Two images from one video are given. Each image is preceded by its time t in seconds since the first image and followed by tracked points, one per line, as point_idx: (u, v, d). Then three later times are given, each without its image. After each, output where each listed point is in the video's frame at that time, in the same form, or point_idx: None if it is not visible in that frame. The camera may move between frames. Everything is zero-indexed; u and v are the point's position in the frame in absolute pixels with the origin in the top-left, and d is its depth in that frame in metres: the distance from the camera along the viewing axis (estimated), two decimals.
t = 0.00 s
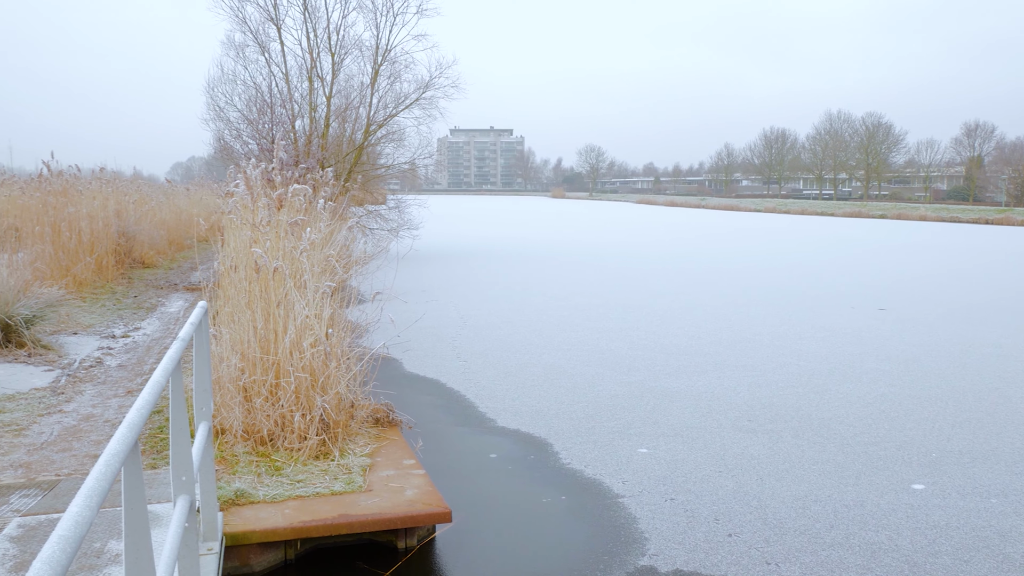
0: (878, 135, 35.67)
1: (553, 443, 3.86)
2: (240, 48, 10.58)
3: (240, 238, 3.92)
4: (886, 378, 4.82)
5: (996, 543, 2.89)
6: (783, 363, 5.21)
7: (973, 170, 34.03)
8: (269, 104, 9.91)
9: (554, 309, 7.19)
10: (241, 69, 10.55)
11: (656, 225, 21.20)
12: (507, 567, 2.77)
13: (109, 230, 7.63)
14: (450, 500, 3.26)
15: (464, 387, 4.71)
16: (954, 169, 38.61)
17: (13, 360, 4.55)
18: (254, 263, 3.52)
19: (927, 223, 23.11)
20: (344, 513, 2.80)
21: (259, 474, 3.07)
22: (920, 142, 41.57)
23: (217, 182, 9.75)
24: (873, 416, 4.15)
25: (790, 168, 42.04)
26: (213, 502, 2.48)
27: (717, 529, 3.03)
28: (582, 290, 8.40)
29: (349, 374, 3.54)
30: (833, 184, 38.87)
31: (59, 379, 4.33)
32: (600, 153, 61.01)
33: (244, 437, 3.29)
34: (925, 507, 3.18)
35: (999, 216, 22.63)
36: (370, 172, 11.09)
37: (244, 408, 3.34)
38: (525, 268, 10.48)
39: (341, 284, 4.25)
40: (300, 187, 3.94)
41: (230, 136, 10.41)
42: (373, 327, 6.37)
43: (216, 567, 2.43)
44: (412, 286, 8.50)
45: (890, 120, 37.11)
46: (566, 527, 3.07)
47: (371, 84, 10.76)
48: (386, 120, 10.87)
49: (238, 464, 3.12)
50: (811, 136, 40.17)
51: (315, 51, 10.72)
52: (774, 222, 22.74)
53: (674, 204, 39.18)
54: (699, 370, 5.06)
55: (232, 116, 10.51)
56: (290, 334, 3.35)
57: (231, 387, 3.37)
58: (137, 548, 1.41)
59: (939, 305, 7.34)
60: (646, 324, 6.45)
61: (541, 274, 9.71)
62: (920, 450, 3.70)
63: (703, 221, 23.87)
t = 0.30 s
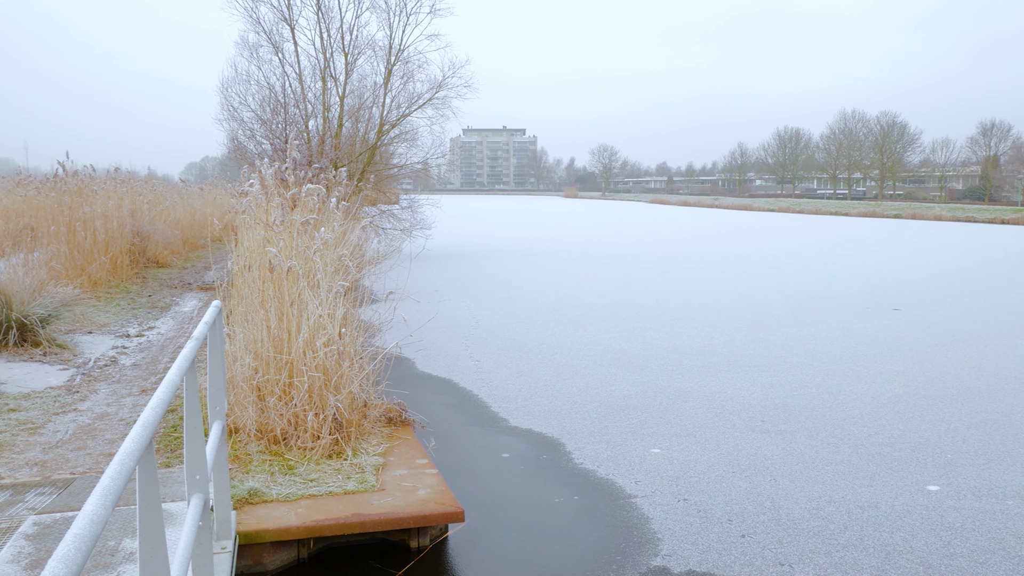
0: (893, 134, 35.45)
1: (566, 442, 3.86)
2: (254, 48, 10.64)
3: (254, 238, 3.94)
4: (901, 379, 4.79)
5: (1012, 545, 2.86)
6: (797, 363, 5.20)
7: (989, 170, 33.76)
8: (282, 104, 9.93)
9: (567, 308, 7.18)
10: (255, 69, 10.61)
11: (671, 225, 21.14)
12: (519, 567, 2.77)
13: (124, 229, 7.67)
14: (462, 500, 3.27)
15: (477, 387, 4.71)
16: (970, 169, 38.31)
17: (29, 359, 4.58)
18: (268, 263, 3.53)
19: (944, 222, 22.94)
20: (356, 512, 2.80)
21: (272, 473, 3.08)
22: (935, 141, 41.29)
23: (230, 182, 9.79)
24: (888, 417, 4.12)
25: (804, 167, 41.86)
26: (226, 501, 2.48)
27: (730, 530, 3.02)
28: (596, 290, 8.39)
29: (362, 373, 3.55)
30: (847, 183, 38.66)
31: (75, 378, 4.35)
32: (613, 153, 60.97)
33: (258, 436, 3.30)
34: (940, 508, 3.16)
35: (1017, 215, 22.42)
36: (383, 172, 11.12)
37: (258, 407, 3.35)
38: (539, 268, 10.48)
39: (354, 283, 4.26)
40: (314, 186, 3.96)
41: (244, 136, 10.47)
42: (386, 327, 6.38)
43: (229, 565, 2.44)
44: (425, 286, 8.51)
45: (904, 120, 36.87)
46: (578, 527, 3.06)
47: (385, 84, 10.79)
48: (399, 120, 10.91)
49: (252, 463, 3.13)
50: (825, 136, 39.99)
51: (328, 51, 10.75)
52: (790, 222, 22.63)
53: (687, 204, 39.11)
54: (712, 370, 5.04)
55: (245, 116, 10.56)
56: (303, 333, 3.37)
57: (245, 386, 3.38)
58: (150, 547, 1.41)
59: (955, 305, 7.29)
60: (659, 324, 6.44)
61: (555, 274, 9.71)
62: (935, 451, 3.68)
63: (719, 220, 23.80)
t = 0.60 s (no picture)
0: (907, 132, 35.21)
1: (578, 441, 3.86)
2: (267, 47, 10.68)
3: (267, 237, 3.95)
4: (915, 378, 4.76)
5: None
6: (810, 362, 5.17)
7: (1005, 167, 33.49)
8: (295, 103, 9.97)
9: (580, 307, 7.17)
10: (268, 68, 10.65)
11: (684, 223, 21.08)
12: (531, 566, 2.77)
13: (138, 228, 7.71)
14: (474, 498, 3.27)
15: (489, 385, 4.72)
16: (984, 167, 38.00)
17: (44, 357, 4.61)
18: (281, 261, 3.55)
19: (960, 220, 22.75)
20: (369, 510, 2.81)
21: (285, 470, 3.09)
22: (950, 139, 40.98)
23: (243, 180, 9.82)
24: (902, 416, 4.10)
25: (817, 165, 41.65)
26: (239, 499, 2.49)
27: (743, 530, 3.01)
28: (608, 288, 8.38)
29: (375, 371, 3.56)
30: (860, 182, 38.43)
31: (89, 375, 4.38)
32: (625, 151, 60.86)
33: (271, 433, 3.32)
34: (955, 508, 3.14)
35: None
36: (395, 171, 11.14)
37: (271, 405, 3.36)
38: (552, 266, 10.48)
39: (366, 282, 4.27)
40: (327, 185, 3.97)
41: (257, 135, 10.51)
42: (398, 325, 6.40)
43: (243, 563, 2.45)
44: (438, 284, 8.52)
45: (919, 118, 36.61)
46: (590, 526, 3.06)
47: (397, 83, 10.80)
48: (411, 118, 10.92)
49: (265, 461, 3.14)
50: (838, 134, 39.77)
51: (341, 50, 10.77)
52: (805, 220, 22.49)
53: (699, 202, 39.00)
54: (725, 369, 5.03)
55: (258, 114, 10.61)
56: (316, 331, 3.38)
57: (258, 384, 3.39)
58: (163, 547, 1.40)
59: (971, 304, 7.24)
60: (671, 323, 6.43)
61: (567, 272, 9.70)
62: (950, 451, 3.66)
63: (733, 218, 23.70)
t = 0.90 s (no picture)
0: (923, 131, 34.95)
1: (591, 441, 3.85)
2: (281, 48, 10.72)
3: (282, 236, 3.97)
4: (931, 379, 4.72)
5: None
6: (825, 362, 5.15)
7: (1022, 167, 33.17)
8: (309, 103, 10.00)
9: (593, 307, 7.16)
10: (282, 68, 10.69)
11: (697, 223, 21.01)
12: (544, 566, 2.77)
13: (152, 228, 7.74)
14: (487, 498, 3.27)
15: (502, 385, 4.71)
16: (1001, 166, 37.66)
17: (60, 356, 4.65)
18: (295, 261, 3.56)
19: (978, 220, 22.54)
20: (382, 510, 2.81)
21: (298, 469, 3.10)
22: (966, 139, 40.65)
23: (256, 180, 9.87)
24: (918, 418, 4.07)
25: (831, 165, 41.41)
26: (253, 498, 2.49)
27: (757, 531, 3.00)
28: (622, 288, 8.36)
29: (388, 370, 3.57)
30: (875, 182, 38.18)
31: (104, 374, 4.41)
32: (637, 151, 60.73)
33: (284, 433, 3.33)
34: (971, 510, 3.11)
35: None
36: (409, 171, 11.16)
37: (284, 404, 3.38)
38: (565, 266, 10.47)
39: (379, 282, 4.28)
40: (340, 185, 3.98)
41: (271, 135, 10.55)
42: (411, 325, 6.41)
43: (256, 562, 2.46)
44: (451, 284, 8.52)
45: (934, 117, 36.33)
46: (603, 527, 3.06)
47: (410, 83, 10.82)
48: (424, 118, 10.93)
49: (278, 460, 3.16)
50: (852, 133, 39.54)
51: (354, 50, 10.80)
52: (820, 220, 22.36)
53: (712, 202, 38.86)
54: (738, 369, 5.01)
55: (272, 114, 10.66)
56: (329, 331, 3.39)
57: (272, 383, 3.41)
58: (178, 544, 1.41)
59: (988, 304, 7.17)
60: (684, 323, 6.41)
61: (580, 272, 9.69)
62: (966, 452, 3.63)
63: (748, 218, 23.58)
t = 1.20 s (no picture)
0: (940, 133, 34.67)
1: (605, 444, 3.85)
2: (296, 51, 10.77)
3: (297, 238, 3.99)
4: (948, 383, 4.69)
5: None
6: (840, 365, 5.12)
7: None
8: (323, 106, 10.05)
9: (607, 309, 7.15)
10: (297, 71, 10.75)
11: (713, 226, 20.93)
12: (558, 569, 2.76)
13: (169, 230, 7.80)
14: (501, 501, 3.27)
15: (515, 387, 4.72)
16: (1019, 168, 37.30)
17: (77, 357, 4.68)
18: (311, 263, 3.58)
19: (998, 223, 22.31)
20: (396, 512, 2.82)
21: (313, 471, 3.11)
22: (983, 140, 40.30)
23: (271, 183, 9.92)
24: (934, 422, 4.05)
25: (846, 167, 41.15)
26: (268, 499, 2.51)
27: (771, 535, 2.99)
28: (636, 291, 8.35)
29: (402, 372, 3.58)
30: (890, 183, 37.91)
31: (121, 375, 4.44)
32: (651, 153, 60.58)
33: (299, 434, 3.34)
34: (989, 515, 3.09)
35: None
36: (423, 173, 11.18)
37: (299, 406, 3.39)
38: (579, 268, 10.45)
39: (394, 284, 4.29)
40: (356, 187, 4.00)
41: (286, 137, 10.61)
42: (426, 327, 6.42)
43: (272, 562, 2.47)
44: (466, 287, 8.53)
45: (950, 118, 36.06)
46: (617, 529, 3.05)
47: (424, 85, 10.84)
48: (438, 121, 10.95)
49: (293, 461, 3.17)
50: (867, 135, 39.31)
51: (369, 53, 10.83)
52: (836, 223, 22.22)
53: (726, 204, 38.70)
54: (753, 372, 4.99)
55: (287, 117, 10.72)
56: (344, 332, 3.40)
57: (287, 385, 3.43)
58: (195, 543, 1.41)
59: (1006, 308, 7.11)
60: (699, 326, 6.39)
61: (595, 275, 9.68)
62: (983, 457, 3.61)
63: (765, 222, 23.43)
